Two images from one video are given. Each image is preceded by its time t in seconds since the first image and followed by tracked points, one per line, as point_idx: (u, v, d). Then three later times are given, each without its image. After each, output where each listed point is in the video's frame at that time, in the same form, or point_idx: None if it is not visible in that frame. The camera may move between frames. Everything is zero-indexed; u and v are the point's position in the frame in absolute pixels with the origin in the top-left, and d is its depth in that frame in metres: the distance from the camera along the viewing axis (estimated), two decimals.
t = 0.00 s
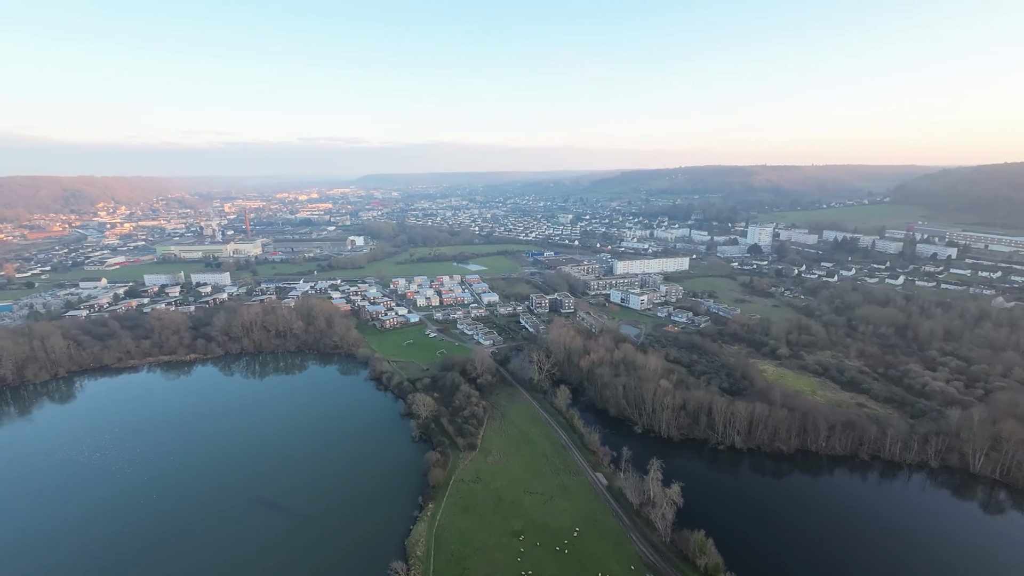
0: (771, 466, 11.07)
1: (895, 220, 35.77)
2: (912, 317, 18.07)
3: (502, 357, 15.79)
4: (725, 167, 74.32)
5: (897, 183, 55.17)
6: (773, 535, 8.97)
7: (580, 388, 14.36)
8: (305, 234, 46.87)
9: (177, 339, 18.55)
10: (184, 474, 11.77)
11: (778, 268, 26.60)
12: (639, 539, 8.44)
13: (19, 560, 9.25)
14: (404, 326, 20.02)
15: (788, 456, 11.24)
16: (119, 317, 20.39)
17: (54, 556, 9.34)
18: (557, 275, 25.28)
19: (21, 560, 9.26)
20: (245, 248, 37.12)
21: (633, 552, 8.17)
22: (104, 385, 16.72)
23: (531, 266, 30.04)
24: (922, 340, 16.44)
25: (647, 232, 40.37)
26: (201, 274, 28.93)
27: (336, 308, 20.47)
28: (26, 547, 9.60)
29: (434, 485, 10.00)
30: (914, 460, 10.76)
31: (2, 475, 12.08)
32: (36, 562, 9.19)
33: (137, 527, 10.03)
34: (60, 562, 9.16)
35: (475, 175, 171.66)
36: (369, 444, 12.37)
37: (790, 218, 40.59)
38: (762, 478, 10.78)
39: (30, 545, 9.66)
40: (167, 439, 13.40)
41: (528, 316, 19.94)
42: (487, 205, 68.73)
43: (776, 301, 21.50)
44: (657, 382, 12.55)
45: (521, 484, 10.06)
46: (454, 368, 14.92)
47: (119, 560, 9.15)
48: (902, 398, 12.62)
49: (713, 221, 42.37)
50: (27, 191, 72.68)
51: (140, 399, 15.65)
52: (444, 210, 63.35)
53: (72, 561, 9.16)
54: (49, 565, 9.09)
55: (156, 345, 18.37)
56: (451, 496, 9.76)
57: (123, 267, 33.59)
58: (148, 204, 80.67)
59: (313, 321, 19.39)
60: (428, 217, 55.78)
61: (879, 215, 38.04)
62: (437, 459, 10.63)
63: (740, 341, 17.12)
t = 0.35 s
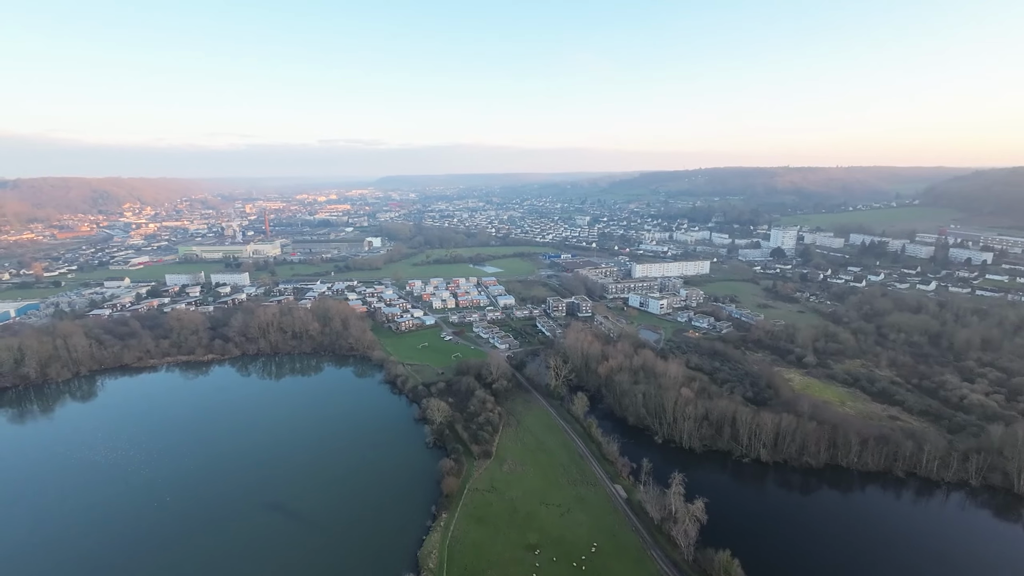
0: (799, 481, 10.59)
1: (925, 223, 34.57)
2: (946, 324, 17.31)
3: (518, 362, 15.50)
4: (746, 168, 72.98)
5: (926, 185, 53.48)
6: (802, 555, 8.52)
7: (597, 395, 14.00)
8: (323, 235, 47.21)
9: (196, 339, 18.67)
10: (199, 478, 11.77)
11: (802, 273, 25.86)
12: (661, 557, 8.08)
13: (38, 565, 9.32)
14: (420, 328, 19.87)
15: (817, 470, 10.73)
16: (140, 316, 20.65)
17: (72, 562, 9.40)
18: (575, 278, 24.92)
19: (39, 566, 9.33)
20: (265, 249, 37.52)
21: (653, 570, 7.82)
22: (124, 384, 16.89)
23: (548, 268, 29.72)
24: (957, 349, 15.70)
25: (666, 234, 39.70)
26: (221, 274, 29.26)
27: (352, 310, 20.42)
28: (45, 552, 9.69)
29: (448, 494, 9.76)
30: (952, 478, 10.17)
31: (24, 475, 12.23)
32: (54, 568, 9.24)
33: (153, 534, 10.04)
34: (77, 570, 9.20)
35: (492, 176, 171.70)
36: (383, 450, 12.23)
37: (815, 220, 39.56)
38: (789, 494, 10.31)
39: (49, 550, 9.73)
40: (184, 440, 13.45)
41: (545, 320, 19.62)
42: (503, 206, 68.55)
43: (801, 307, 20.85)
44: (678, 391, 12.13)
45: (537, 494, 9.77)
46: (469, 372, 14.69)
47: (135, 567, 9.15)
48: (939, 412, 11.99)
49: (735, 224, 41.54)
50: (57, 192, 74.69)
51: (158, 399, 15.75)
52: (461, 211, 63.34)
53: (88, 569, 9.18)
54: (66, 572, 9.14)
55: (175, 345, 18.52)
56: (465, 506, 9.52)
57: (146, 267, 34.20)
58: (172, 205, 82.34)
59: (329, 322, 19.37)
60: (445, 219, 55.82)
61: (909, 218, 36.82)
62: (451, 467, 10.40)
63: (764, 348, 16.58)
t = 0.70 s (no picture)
0: (827, 494, 10.11)
1: (957, 225, 33.37)
2: (981, 331, 16.54)
3: (533, 365, 15.20)
4: (767, 168, 71.60)
5: (957, 185, 51.76)
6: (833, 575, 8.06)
7: (615, 400, 13.63)
8: (340, 234, 47.48)
9: (213, 338, 18.76)
10: (211, 479, 11.71)
11: (827, 275, 25.11)
12: (681, 573, 7.72)
13: (50, 566, 9.31)
14: (435, 329, 19.71)
15: (846, 484, 10.24)
16: (159, 314, 20.85)
17: (84, 562, 9.37)
18: (591, 280, 24.53)
19: (52, 566, 9.32)
20: (282, 247, 37.82)
21: None
22: (142, 382, 17.02)
23: (564, 269, 29.36)
24: (995, 357, 14.96)
25: (685, 235, 38.99)
26: (239, 272, 29.51)
27: (367, 310, 20.35)
28: (58, 551, 9.69)
29: (461, 501, 9.53)
30: (993, 495, 9.60)
31: (40, 472, 12.31)
32: (67, 568, 9.23)
33: (165, 535, 9.99)
34: (88, 571, 9.15)
35: (509, 176, 171.30)
36: (396, 454, 12.04)
37: (839, 221, 38.49)
38: (816, 508, 9.83)
39: (61, 551, 9.71)
40: (197, 439, 13.42)
41: (561, 322, 19.28)
42: (520, 206, 68.28)
43: (826, 311, 20.20)
44: (699, 398, 11.72)
45: (553, 504, 9.47)
46: (484, 375, 14.46)
47: (144, 569, 9.07)
48: (977, 424, 11.37)
49: (756, 225, 40.68)
50: (84, 191, 76.44)
51: (174, 397, 15.80)
52: (477, 211, 63.24)
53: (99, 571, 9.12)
54: (78, 572, 9.13)
55: (192, 343, 18.64)
56: (478, 514, 9.26)
57: (167, 265, 34.70)
58: (194, 204, 83.76)
59: (344, 322, 19.32)
60: (461, 218, 55.77)
61: (939, 219, 35.61)
62: (464, 473, 10.15)
63: (788, 354, 16.04)
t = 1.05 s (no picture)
0: (855, 506, 9.67)
1: (988, 224, 32.19)
2: (1017, 336, 15.82)
3: (548, 366, 14.92)
4: (787, 166, 70.16)
5: (987, 183, 50.09)
6: None
7: (632, 404, 13.30)
8: (355, 231, 47.58)
9: (227, 335, 18.80)
10: (222, 478, 11.61)
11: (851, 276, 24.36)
12: None
13: (61, 563, 9.27)
14: (448, 328, 19.52)
15: (875, 496, 9.78)
16: (176, 310, 20.97)
17: (93, 561, 9.29)
18: (607, 279, 24.11)
19: (62, 564, 9.27)
20: (298, 244, 38.00)
21: None
22: (157, 379, 17.11)
23: (580, 268, 28.97)
24: None
25: (703, 234, 38.28)
26: (255, 269, 29.66)
27: (380, 308, 20.24)
28: (68, 549, 9.64)
29: (473, 507, 9.30)
30: None
31: (54, 468, 12.33)
32: (77, 566, 9.17)
33: (174, 535, 9.88)
34: (96, 570, 9.06)
35: (524, 173, 170.63)
36: (407, 457, 11.82)
37: (863, 220, 37.47)
38: (844, 521, 9.39)
39: (71, 549, 9.66)
40: (208, 438, 13.35)
41: (576, 322, 18.95)
42: (534, 203, 67.85)
43: (850, 313, 19.56)
44: (720, 403, 11.33)
45: (567, 511, 9.20)
46: (497, 376, 14.22)
47: (152, 570, 8.96)
48: (1015, 435, 10.80)
49: (776, 224, 39.81)
50: (107, 188, 77.87)
51: (188, 395, 15.81)
52: (492, 208, 62.97)
53: (107, 571, 9.03)
54: (88, 569, 9.10)
55: (207, 340, 18.70)
56: (490, 521, 9.02)
57: (185, 262, 35.05)
58: (213, 201, 84.83)
59: (358, 321, 19.24)
60: (475, 216, 55.56)
61: (968, 218, 34.42)
62: (477, 478, 9.92)
63: (811, 358, 15.52)
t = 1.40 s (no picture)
0: (884, 520, 9.22)
1: (1020, 224, 31.05)
2: None
3: (562, 368, 14.61)
4: (808, 163, 68.71)
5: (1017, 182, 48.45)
6: None
7: (648, 408, 12.95)
8: (370, 228, 47.66)
9: (241, 332, 18.85)
10: (232, 478, 11.49)
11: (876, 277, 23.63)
12: None
13: (70, 560, 9.25)
14: (461, 327, 19.32)
15: (906, 510, 9.31)
16: (192, 307, 21.11)
17: (102, 560, 9.20)
18: (623, 278, 23.71)
19: (72, 562, 9.19)
20: (313, 242, 38.18)
21: None
22: (173, 375, 17.19)
23: (595, 267, 28.58)
24: None
25: (720, 233, 37.57)
26: (270, 266, 29.81)
27: (393, 307, 20.14)
28: (78, 547, 9.57)
29: (486, 514, 9.06)
30: None
31: (67, 464, 12.33)
32: (86, 565, 9.08)
33: (184, 535, 9.78)
34: (106, 567, 9.04)
35: (538, 171, 169.82)
36: (419, 460, 11.60)
37: (887, 219, 36.45)
38: (872, 536, 8.96)
39: (81, 546, 9.59)
40: (219, 436, 13.27)
41: (591, 322, 18.60)
42: (549, 201, 67.42)
43: (876, 316, 18.93)
44: (741, 409, 10.95)
45: (582, 520, 8.92)
46: (510, 377, 13.99)
47: (161, 569, 8.89)
48: None
49: (796, 223, 38.93)
50: (128, 186, 79.30)
51: (201, 392, 15.80)
52: (506, 206, 62.67)
53: (116, 570, 8.94)
54: (98, 566, 9.09)
55: (221, 337, 18.74)
56: (503, 528, 8.79)
57: (203, 258, 35.43)
58: (231, 197, 85.88)
59: (371, 319, 19.15)
60: (489, 213, 55.31)
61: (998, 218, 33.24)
62: (489, 483, 9.70)
63: (835, 362, 15.00)
